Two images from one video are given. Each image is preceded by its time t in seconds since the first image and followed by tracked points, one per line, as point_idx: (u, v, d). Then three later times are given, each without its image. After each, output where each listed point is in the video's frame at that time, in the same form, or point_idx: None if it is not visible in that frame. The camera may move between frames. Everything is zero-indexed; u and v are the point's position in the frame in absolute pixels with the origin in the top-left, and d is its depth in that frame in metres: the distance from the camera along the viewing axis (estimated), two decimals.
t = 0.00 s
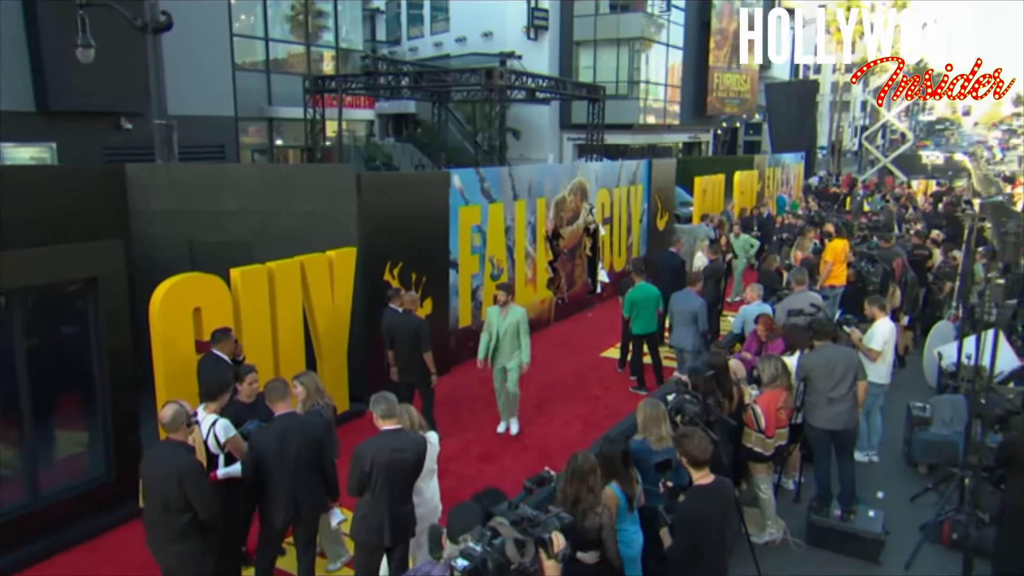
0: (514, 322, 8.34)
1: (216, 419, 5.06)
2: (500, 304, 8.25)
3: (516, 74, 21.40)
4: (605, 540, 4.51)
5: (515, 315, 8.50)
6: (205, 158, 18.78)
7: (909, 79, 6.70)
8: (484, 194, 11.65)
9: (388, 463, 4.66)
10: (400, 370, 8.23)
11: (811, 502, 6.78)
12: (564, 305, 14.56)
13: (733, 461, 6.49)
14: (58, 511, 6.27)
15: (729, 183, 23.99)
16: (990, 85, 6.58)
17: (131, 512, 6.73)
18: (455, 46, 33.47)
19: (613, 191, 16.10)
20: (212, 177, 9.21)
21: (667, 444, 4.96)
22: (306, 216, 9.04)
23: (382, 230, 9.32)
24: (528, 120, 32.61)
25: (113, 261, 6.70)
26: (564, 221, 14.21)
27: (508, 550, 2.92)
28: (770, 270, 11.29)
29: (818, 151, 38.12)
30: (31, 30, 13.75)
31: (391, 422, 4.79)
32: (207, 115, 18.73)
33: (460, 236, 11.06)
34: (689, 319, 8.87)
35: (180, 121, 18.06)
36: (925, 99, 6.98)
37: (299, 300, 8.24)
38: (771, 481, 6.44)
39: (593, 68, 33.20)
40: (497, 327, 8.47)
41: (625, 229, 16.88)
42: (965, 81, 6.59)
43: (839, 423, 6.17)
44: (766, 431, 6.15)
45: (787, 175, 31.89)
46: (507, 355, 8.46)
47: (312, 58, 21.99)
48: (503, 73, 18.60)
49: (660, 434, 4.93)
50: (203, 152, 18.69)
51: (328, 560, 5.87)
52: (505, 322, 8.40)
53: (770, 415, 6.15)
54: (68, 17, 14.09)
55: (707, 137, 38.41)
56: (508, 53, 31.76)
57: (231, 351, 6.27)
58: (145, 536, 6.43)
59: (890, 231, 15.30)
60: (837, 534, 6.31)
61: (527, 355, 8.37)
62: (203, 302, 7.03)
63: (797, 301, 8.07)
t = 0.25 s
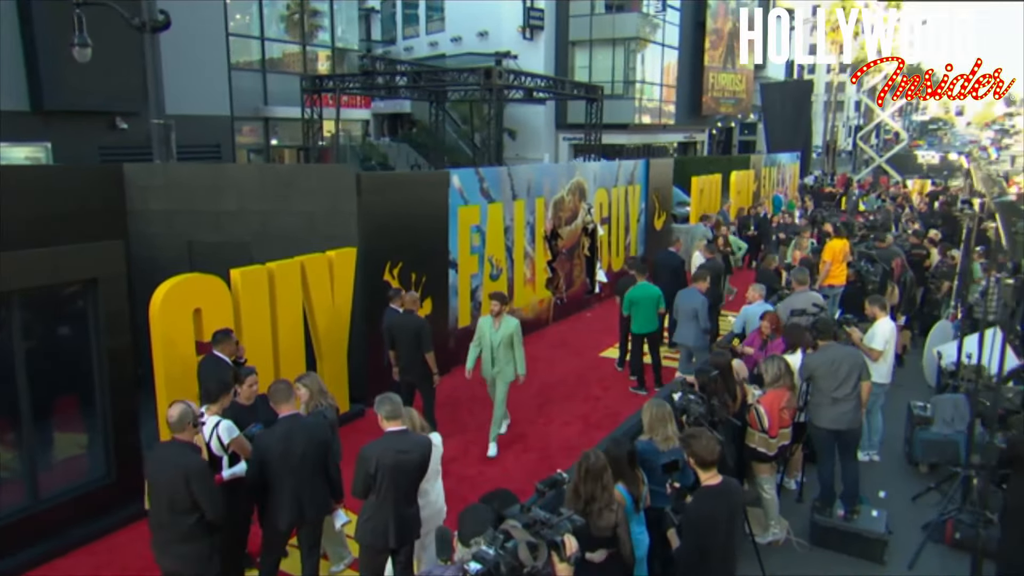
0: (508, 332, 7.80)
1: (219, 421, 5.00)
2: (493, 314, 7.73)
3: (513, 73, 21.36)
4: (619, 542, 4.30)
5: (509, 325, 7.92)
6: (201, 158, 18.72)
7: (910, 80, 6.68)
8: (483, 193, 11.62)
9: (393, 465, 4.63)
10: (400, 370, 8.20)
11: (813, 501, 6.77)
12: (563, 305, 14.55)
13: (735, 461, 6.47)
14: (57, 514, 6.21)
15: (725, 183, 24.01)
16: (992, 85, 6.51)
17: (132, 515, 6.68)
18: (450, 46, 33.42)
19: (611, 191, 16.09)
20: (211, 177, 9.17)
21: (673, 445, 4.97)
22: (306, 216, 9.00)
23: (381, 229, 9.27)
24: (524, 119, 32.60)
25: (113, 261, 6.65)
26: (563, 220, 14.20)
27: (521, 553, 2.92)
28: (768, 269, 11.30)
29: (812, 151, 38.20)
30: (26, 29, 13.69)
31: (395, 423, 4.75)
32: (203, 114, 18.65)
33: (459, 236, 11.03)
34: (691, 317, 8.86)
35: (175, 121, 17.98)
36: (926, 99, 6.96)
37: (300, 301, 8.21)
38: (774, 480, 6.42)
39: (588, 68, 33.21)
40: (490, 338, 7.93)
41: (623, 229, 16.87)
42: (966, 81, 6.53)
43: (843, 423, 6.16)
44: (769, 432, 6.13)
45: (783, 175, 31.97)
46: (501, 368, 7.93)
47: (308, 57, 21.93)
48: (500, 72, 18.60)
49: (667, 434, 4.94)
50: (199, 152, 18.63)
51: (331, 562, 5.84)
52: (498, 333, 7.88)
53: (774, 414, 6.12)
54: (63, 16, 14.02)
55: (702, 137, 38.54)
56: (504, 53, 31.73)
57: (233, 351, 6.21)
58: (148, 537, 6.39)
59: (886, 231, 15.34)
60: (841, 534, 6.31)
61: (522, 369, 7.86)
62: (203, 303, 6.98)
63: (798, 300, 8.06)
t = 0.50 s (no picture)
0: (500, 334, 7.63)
1: (223, 422, 4.98)
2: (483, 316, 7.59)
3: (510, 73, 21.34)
4: (630, 542, 4.25)
5: (503, 330, 7.79)
6: (197, 158, 18.67)
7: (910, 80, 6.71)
8: (482, 193, 11.60)
9: (399, 466, 4.61)
10: (401, 370, 8.18)
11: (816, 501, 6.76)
12: (561, 305, 14.54)
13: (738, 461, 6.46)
14: (56, 517, 6.17)
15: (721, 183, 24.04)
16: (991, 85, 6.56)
17: (132, 517, 6.64)
18: (445, 45, 33.29)
19: (609, 190, 16.09)
20: (210, 177, 9.12)
21: (679, 444, 4.99)
22: (305, 216, 8.96)
23: (381, 229, 9.24)
24: (520, 119, 32.59)
25: (113, 260, 6.61)
26: (561, 220, 14.19)
27: (535, 556, 2.94)
28: (767, 269, 11.32)
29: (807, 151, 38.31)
30: (21, 28, 13.61)
31: (400, 424, 4.73)
32: (198, 114, 18.59)
33: (459, 236, 11.01)
34: (699, 317, 8.86)
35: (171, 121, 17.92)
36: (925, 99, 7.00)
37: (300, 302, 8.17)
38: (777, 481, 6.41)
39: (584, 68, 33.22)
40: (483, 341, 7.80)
41: (621, 229, 16.87)
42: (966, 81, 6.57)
43: (846, 423, 6.16)
44: (773, 431, 6.12)
45: (778, 175, 32.04)
46: (489, 371, 7.80)
47: (303, 57, 21.87)
48: (497, 71, 18.56)
49: (673, 434, 4.94)
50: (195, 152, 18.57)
51: (333, 563, 5.81)
52: (489, 336, 7.78)
53: (776, 414, 6.11)
54: (58, 16, 13.96)
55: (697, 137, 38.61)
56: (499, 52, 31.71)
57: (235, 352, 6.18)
58: (148, 539, 6.34)
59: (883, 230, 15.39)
60: (844, 534, 6.30)
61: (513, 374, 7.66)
62: (204, 303, 6.95)
63: (800, 301, 8.06)
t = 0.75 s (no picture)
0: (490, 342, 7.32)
1: (228, 423, 4.93)
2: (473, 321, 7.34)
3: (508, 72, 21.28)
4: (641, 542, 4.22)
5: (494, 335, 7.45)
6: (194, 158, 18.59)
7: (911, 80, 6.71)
8: (483, 193, 11.58)
9: (406, 468, 4.59)
10: (403, 371, 8.15)
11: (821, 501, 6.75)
12: (561, 305, 14.52)
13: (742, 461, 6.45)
14: (59, 519, 6.12)
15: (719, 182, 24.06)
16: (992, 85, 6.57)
17: (135, 518, 6.59)
18: (441, 45, 32.79)
19: (609, 190, 16.07)
20: (210, 177, 9.08)
21: (687, 444, 4.99)
22: (306, 216, 8.92)
23: (382, 229, 9.21)
24: (517, 119, 32.55)
25: (115, 260, 6.57)
26: (561, 220, 14.17)
27: (549, 557, 3.00)
28: (767, 268, 11.33)
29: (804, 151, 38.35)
30: (17, 26, 13.52)
31: (407, 425, 4.70)
32: (194, 114, 18.50)
33: (459, 236, 10.98)
34: (711, 319, 8.83)
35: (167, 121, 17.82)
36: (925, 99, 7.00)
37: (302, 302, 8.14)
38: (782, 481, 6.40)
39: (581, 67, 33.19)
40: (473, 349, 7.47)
41: (620, 229, 16.86)
42: (967, 81, 6.57)
43: (851, 423, 6.17)
44: (778, 431, 6.11)
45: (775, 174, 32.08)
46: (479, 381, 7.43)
47: (301, 56, 21.80)
48: (496, 71, 18.53)
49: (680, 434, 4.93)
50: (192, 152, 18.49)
51: (338, 565, 5.77)
52: (480, 342, 7.41)
53: (782, 414, 6.09)
54: (55, 14, 13.87)
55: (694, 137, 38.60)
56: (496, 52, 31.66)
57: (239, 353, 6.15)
58: (150, 541, 6.30)
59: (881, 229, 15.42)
60: (850, 534, 6.30)
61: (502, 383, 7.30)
62: (206, 304, 6.91)
63: (804, 300, 8.05)
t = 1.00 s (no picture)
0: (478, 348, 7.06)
1: (235, 423, 4.87)
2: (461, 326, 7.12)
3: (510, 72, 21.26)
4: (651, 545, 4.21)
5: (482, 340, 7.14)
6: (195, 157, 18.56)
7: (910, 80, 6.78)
8: (486, 192, 11.56)
9: (416, 468, 4.56)
10: (408, 370, 8.13)
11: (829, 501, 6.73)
12: (564, 305, 14.50)
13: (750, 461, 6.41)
14: (64, 519, 6.10)
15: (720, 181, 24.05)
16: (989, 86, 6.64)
17: (140, 519, 6.57)
18: (441, 44, 32.69)
19: (611, 189, 16.05)
20: (213, 176, 9.06)
21: (698, 444, 4.96)
22: (310, 215, 8.90)
23: (386, 228, 9.18)
24: (517, 118, 32.53)
25: (120, 260, 6.55)
26: (564, 219, 14.16)
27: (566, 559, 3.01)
28: (770, 267, 11.32)
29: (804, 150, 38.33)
30: (18, 26, 13.48)
31: (417, 425, 4.69)
32: (194, 113, 18.45)
33: (463, 236, 10.97)
34: (721, 318, 8.72)
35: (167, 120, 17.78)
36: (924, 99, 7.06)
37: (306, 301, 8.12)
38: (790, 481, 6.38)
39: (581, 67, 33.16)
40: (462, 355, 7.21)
41: (622, 228, 16.84)
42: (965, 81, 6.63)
43: (860, 423, 6.14)
44: (786, 431, 6.05)
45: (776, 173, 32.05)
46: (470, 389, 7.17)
47: (301, 55, 21.76)
48: (498, 70, 18.50)
49: (690, 434, 4.90)
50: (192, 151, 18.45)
51: (346, 565, 5.75)
52: (467, 348, 7.14)
53: (790, 414, 6.04)
54: (55, 13, 13.82)
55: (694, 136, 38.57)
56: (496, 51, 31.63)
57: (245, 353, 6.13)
58: (156, 542, 6.28)
59: (883, 228, 15.40)
60: (858, 534, 6.28)
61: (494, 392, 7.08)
62: (212, 304, 6.89)
63: (810, 300, 8.04)
